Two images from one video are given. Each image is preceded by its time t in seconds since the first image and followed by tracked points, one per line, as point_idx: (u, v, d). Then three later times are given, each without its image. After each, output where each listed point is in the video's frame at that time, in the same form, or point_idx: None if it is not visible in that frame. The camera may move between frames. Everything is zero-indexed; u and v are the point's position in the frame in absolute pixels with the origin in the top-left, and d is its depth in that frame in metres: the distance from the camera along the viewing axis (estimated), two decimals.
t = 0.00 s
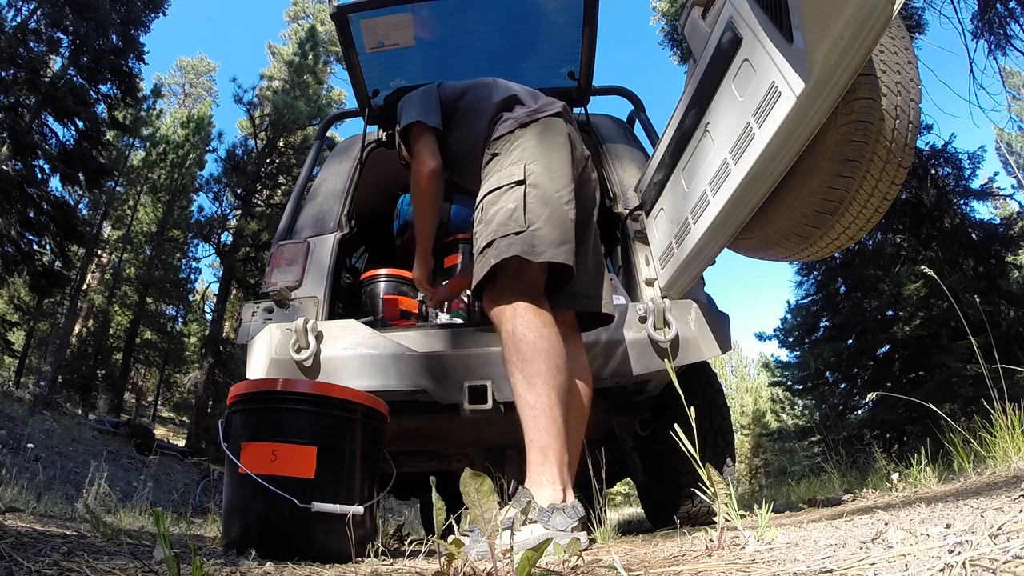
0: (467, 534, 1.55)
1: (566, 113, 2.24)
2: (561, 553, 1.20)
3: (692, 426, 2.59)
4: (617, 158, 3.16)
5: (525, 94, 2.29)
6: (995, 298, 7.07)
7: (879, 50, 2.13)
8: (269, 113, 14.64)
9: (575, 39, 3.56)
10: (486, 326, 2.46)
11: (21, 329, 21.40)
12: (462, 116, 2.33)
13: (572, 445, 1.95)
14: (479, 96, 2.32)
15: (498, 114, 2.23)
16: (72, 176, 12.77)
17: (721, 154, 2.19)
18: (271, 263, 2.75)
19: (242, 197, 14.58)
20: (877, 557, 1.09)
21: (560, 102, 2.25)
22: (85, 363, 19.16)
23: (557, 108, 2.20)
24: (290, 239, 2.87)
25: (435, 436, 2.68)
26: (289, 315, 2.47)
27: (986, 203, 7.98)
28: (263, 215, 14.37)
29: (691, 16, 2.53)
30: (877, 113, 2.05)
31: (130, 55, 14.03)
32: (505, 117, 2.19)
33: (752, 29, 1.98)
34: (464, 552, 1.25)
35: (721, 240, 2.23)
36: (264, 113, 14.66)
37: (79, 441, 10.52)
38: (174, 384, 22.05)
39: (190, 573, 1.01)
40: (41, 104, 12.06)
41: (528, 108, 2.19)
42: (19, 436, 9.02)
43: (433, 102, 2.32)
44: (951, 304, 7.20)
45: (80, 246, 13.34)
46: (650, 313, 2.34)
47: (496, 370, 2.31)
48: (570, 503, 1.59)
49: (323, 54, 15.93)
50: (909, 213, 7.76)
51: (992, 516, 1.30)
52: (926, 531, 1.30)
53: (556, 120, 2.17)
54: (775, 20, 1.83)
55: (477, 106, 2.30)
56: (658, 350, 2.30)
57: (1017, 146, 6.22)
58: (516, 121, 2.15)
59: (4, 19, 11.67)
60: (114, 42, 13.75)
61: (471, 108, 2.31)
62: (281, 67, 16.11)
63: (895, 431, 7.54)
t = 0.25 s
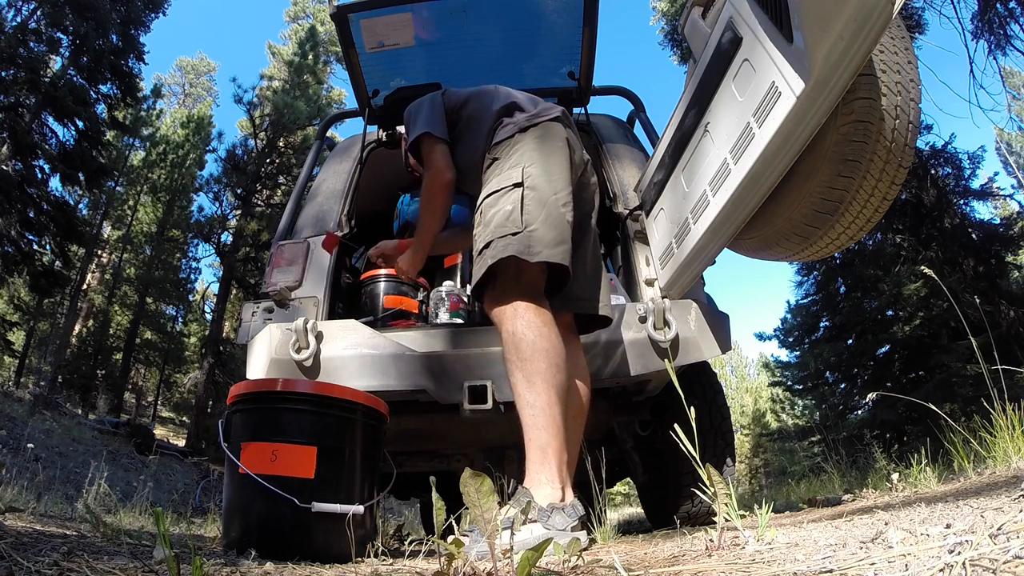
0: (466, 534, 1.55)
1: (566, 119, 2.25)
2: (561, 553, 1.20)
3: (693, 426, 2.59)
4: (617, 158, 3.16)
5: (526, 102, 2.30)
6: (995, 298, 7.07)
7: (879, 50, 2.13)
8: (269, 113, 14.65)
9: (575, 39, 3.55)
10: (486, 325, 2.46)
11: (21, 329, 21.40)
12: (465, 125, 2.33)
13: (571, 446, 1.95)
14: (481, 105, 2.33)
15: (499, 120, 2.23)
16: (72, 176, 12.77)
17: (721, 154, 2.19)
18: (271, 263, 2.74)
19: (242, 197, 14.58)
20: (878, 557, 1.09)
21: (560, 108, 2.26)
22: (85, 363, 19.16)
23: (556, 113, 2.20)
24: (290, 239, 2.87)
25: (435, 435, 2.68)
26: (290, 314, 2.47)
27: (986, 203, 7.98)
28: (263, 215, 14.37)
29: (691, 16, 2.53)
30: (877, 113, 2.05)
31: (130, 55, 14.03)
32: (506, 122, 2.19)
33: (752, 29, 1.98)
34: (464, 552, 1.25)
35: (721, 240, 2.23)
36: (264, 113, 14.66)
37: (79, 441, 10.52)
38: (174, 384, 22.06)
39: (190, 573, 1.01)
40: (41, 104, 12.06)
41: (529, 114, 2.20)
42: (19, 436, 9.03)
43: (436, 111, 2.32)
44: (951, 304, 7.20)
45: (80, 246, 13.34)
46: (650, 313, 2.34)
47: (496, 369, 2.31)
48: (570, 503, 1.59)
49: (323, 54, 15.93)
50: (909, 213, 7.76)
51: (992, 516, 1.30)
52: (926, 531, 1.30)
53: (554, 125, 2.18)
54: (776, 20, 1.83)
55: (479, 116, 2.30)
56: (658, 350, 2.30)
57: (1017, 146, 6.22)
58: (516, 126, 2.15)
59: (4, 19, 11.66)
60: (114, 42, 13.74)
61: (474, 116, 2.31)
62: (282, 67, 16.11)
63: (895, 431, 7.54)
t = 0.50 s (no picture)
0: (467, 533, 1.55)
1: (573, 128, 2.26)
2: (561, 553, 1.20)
3: (692, 426, 2.59)
4: (617, 158, 3.15)
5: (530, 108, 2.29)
6: (995, 298, 7.07)
7: (878, 50, 2.13)
8: (269, 113, 14.65)
9: (575, 40, 3.55)
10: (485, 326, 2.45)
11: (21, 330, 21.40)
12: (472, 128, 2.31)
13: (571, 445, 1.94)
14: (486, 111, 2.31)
15: (507, 125, 2.23)
16: (72, 176, 12.77)
17: (721, 155, 2.19)
18: (271, 263, 2.74)
19: (242, 197, 14.58)
20: (877, 557, 1.10)
21: (567, 118, 2.27)
22: (85, 363, 19.16)
23: (563, 123, 2.21)
24: (290, 238, 2.87)
25: (435, 436, 2.68)
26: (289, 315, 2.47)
27: (986, 203, 7.98)
28: (263, 215, 14.37)
29: (691, 16, 2.52)
30: (877, 113, 2.05)
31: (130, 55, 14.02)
32: (512, 126, 2.19)
33: (752, 29, 1.97)
34: (463, 551, 1.25)
35: (721, 240, 2.23)
36: (264, 113, 14.66)
37: (79, 441, 10.51)
38: (174, 384, 22.06)
39: (190, 573, 1.01)
40: (41, 104, 12.06)
41: (537, 121, 2.20)
42: (19, 436, 9.02)
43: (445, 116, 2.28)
44: (951, 304, 7.20)
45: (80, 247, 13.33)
46: (650, 313, 2.34)
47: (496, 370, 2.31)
48: (569, 499, 1.58)
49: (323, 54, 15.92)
50: (909, 213, 7.76)
51: (993, 515, 1.30)
52: (926, 531, 1.30)
53: (562, 136, 2.16)
54: (775, 20, 1.83)
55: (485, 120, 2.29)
56: (657, 350, 2.31)
57: (1017, 146, 6.22)
58: (525, 131, 2.14)
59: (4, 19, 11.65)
60: (114, 42, 13.74)
61: (480, 124, 2.30)
62: (282, 67, 16.11)
63: (895, 431, 7.54)
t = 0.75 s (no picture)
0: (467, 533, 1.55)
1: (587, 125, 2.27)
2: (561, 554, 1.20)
3: (693, 426, 2.60)
4: (617, 158, 3.16)
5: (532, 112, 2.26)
6: (994, 298, 7.07)
7: (879, 51, 2.13)
8: (269, 113, 14.65)
9: (575, 39, 3.56)
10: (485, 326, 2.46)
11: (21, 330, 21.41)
12: (477, 136, 2.25)
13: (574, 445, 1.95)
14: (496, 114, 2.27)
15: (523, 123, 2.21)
16: (72, 176, 12.77)
17: (721, 155, 2.19)
18: (271, 263, 2.75)
19: (242, 197, 14.58)
20: (877, 557, 1.09)
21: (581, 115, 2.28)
22: (85, 363, 19.16)
23: (579, 121, 2.22)
24: (290, 238, 2.87)
25: (435, 436, 2.67)
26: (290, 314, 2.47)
27: (986, 203, 7.98)
28: (263, 215, 14.38)
29: (690, 16, 2.52)
30: (877, 114, 2.05)
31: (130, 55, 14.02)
32: (529, 125, 2.19)
33: (751, 29, 1.97)
34: (463, 552, 1.25)
35: (722, 239, 2.23)
36: (264, 113, 14.67)
37: (79, 441, 10.51)
38: (174, 384, 22.07)
39: (190, 573, 1.01)
40: (41, 104, 12.06)
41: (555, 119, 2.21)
42: (19, 436, 9.03)
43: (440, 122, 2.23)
44: (951, 305, 7.20)
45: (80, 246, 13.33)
46: (650, 313, 2.34)
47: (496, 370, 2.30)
48: (574, 503, 1.57)
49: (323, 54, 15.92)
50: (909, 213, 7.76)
51: (992, 515, 1.30)
52: (926, 531, 1.30)
53: (579, 132, 2.19)
54: (775, 20, 1.83)
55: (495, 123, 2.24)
56: (658, 350, 2.31)
57: (1017, 146, 6.22)
58: (542, 128, 2.15)
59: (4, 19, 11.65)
60: (114, 42, 13.74)
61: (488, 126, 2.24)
62: (281, 67, 16.11)
63: (895, 431, 7.55)
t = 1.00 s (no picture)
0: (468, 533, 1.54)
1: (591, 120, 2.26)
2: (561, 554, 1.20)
3: (693, 426, 2.60)
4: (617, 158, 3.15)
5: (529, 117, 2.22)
6: (995, 298, 7.07)
7: (878, 51, 2.13)
8: (269, 113, 14.65)
9: (575, 39, 3.56)
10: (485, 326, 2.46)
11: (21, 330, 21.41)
12: (473, 145, 2.23)
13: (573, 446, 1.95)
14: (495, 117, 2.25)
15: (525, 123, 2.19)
16: (72, 176, 12.77)
17: (721, 155, 2.19)
18: (271, 263, 2.75)
19: (242, 197, 14.58)
20: (877, 557, 1.10)
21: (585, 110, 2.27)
22: (85, 363, 19.16)
23: (584, 115, 2.22)
24: (290, 238, 2.88)
25: (435, 436, 2.67)
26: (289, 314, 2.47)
27: (986, 203, 7.98)
28: (263, 215, 14.38)
29: (691, 16, 2.52)
30: (877, 113, 2.05)
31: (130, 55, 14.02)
32: (531, 124, 2.18)
33: (752, 29, 1.97)
34: (463, 552, 1.25)
35: (721, 239, 2.23)
36: (264, 113, 14.67)
37: (79, 441, 10.51)
38: (174, 385, 22.06)
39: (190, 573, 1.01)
40: (41, 104, 12.06)
41: (557, 113, 2.20)
42: (19, 436, 9.03)
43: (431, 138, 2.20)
44: (951, 305, 7.20)
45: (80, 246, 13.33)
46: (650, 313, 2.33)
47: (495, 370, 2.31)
48: (573, 504, 1.57)
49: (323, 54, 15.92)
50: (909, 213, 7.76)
51: (993, 515, 1.30)
52: (926, 531, 1.30)
53: (584, 127, 2.19)
54: (775, 21, 1.83)
55: (491, 131, 2.23)
56: (658, 350, 2.30)
57: (1017, 146, 6.23)
58: (544, 126, 2.14)
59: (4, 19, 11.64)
60: (114, 42, 13.74)
61: (486, 132, 2.23)
62: (282, 67, 16.12)
63: (895, 431, 7.55)
